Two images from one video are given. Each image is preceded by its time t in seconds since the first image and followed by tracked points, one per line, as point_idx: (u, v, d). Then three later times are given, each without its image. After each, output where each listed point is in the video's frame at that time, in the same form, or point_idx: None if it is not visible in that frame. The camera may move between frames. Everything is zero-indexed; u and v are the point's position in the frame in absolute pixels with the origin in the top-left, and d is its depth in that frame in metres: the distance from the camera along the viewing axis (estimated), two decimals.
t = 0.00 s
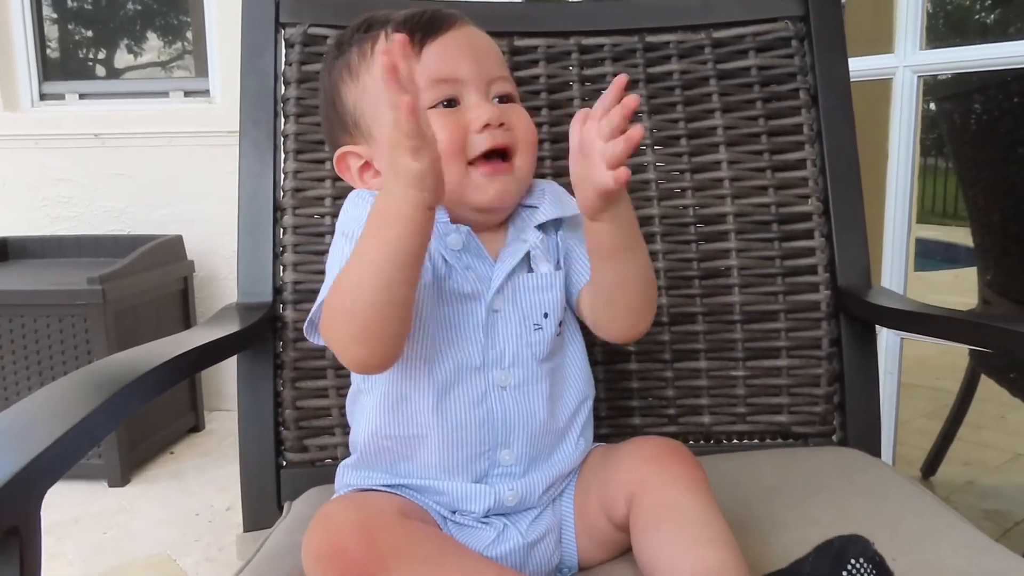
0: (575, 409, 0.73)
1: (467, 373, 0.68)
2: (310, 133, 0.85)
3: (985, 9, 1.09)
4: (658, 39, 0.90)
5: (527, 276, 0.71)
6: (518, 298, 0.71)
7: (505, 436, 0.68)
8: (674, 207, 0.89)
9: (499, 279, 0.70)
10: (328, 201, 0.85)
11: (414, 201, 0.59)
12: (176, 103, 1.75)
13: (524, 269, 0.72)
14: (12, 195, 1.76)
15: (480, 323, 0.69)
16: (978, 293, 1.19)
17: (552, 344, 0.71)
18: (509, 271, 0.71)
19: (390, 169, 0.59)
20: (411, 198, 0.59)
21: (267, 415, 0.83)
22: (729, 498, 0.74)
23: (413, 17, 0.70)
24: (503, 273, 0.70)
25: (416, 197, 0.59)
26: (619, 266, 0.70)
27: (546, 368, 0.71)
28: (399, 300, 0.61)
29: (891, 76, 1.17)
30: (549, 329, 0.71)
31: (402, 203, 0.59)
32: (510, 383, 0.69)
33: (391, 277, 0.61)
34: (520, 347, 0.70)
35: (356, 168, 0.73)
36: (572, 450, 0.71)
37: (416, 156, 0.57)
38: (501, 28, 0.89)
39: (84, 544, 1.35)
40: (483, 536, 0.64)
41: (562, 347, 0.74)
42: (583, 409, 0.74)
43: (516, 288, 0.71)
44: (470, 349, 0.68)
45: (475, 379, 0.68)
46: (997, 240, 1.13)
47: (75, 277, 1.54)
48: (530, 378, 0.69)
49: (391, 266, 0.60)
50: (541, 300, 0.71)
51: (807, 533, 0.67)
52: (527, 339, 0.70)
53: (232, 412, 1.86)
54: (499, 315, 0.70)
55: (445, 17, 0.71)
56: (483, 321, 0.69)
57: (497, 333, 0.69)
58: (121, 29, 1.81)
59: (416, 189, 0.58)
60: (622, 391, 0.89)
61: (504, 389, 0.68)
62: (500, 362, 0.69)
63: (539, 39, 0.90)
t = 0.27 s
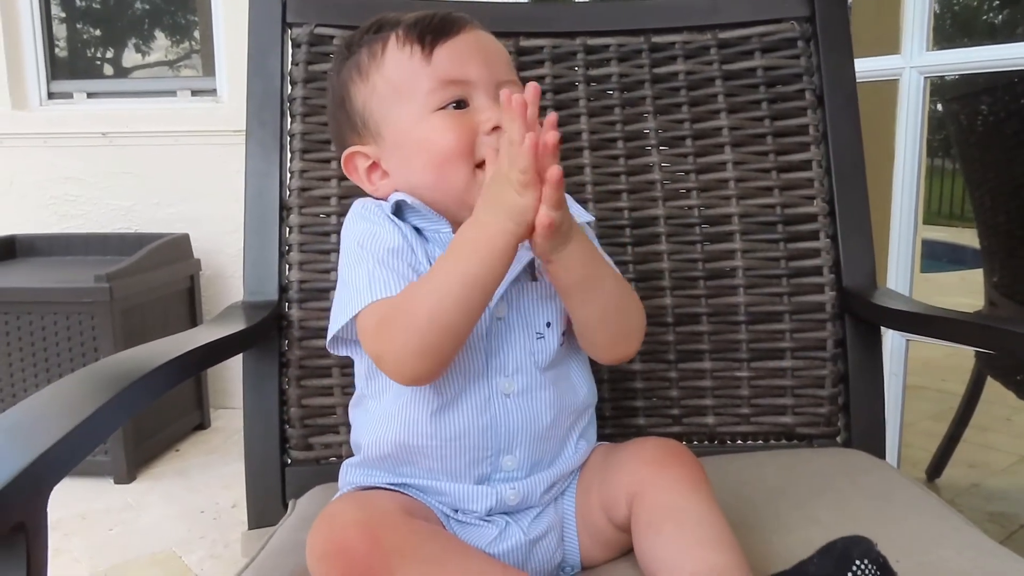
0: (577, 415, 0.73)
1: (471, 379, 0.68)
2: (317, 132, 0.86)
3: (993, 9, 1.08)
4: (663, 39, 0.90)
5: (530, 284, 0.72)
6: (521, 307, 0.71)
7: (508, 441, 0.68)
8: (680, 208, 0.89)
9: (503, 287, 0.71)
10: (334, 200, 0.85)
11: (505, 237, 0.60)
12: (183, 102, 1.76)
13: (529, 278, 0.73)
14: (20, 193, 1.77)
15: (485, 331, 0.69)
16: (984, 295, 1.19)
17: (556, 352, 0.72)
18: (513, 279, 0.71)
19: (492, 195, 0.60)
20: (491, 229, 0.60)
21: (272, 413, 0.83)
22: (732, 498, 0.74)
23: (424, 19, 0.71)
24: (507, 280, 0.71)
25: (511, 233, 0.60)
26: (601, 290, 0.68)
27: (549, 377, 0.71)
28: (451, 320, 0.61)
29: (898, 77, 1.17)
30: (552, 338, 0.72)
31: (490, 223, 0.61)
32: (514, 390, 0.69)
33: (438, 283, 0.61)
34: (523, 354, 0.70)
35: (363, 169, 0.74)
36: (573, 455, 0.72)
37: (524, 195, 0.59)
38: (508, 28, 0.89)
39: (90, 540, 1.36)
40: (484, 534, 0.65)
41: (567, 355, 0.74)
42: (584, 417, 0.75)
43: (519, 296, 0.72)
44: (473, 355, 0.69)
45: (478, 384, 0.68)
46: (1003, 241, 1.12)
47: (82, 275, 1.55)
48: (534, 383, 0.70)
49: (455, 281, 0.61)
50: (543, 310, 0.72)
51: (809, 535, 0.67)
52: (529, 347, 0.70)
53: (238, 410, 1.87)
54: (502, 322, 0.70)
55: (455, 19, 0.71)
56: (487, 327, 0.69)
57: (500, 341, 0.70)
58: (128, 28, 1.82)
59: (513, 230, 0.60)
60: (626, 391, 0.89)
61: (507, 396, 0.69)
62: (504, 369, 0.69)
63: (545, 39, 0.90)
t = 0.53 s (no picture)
0: (584, 416, 0.74)
1: (483, 376, 0.69)
2: (324, 134, 0.86)
3: (997, 11, 1.09)
4: (669, 43, 0.90)
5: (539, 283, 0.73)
6: (531, 305, 0.72)
7: (518, 439, 0.69)
8: (684, 211, 0.89)
9: (514, 285, 0.71)
10: (341, 202, 0.86)
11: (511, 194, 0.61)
12: (187, 101, 1.76)
13: (537, 277, 0.74)
14: (24, 192, 1.78)
15: (495, 328, 0.70)
16: (987, 297, 1.19)
17: (567, 351, 0.73)
18: (522, 276, 0.72)
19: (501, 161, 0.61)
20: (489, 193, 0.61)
21: (278, 413, 0.84)
22: (737, 501, 0.75)
23: (448, 22, 0.71)
24: (517, 277, 0.71)
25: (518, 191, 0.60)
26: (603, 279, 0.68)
27: (560, 377, 0.71)
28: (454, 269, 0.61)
29: (902, 80, 1.18)
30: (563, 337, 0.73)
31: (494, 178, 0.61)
32: (524, 388, 0.69)
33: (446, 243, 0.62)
34: (533, 352, 0.71)
35: (381, 167, 0.74)
36: (581, 456, 0.72)
37: (530, 150, 0.59)
38: (514, 30, 0.89)
39: (94, 539, 1.36)
40: (492, 533, 0.65)
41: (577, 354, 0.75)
42: (592, 418, 0.75)
43: (529, 295, 0.72)
44: (484, 353, 0.70)
45: (490, 381, 0.69)
46: (1006, 244, 1.12)
47: (87, 275, 1.55)
48: (544, 382, 0.70)
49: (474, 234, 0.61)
50: (553, 309, 0.73)
51: (814, 539, 0.67)
52: (540, 345, 0.71)
53: (241, 410, 1.87)
54: (512, 320, 0.71)
55: (480, 24, 0.72)
56: (497, 324, 0.70)
57: (512, 338, 0.71)
58: (132, 27, 1.82)
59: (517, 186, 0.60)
60: (631, 393, 0.89)
61: (517, 393, 0.69)
62: (515, 367, 0.70)
63: (551, 43, 0.90)
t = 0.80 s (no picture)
0: (591, 417, 0.73)
1: (491, 378, 0.69)
2: (325, 139, 0.86)
3: (999, 14, 1.09)
4: (670, 47, 0.90)
5: (551, 285, 0.72)
6: (543, 307, 0.71)
7: (525, 442, 0.68)
8: (685, 215, 0.89)
9: (524, 288, 0.71)
10: (342, 206, 0.86)
11: (455, 203, 0.61)
12: (189, 106, 1.76)
13: (549, 279, 0.73)
14: (26, 197, 1.78)
15: (505, 330, 0.70)
16: (990, 301, 1.19)
17: (577, 353, 0.72)
18: (535, 280, 0.72)
19: (434, 172, 0.61)
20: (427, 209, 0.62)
21: (279, 418, 0.83)
22: (738, 506, 0.75)
23: (448, 31, 0.71)
24: (529, 282, 0.71)
25: (461, 198, 0.61)
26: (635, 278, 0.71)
27: (570, 381, 0.71)
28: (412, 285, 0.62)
29: (904, 84, 1.18)
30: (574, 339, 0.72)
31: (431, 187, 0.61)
32: (532, 390, 0.69)
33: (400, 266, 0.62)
34: (543, 356, 0.70)
35: (390, 178, 0.74)
36: (586, 459, 0.72)
37: (468, 159, 0.60)
38: (516, 35, 0.90)
39: (95, 544, 1.36)
40: (495, 535, 0.65)
41: (588, 355, 0.74)
42: (598, 422, 0.75)
43: (541, 297, 0.72)
44: (493, 355, 0.69)
45: (498, 383, 0.69)
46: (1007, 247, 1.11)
47: (88, 279, 1.55)
48: (552, 385, 0.70)
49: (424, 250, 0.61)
50: (564, 311, 0.72)
51: (817, 544, 0.67)
52: (549, 348, 0.71)
53: (242, 414, 1.87)
54: (523, 322, 0.71)
55: (481, 32, 0.72)
56: (508, 326, 0.70)
57: (522, 340, 0.70)
58: (134, 32, 1.83)
59: (460, 195, 0.61)
60: (632, 397, 0.89)
61: (525, 396, 0.69)
62: (523, 369, 0.69)
63: (552, 47, 0.90)
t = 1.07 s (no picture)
0: (589, 419, 0.73)
1: (489, 381, 0.69)
2: (328, 139, 0.86)
3: (1000, 15, 1.09)
4: (673, 48, 0.90)
5: (550, 289, 0.73)
6: (541, 310, 0.72)
7: (523, 444, 0.68)
8: (688, 216, 0.89)
9: (522, 291, 0.71)
10: (345, 206, 0.86)
11: (495, 236, 0.61)
12: (191, 105, 1.76)
13: (548, 283, 0.73)
14: (28, 195, 1.78)
15: (503, 333, 0.70)
16: (991, 302, 1.18)
17: (575, 357, 0.72)
18: (533, 283, 0.72)
19: (482, 200, 0.61)
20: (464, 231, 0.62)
21: (282, 417, 0.84)
22: (741, 507, 0.75)
23: (456, 30, 0.71)
24: (527, 285, 0.71)
25: (503, 235, 0.61)
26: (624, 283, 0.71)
27: (568, 383, 0.71)
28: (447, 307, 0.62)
29: (907, 85, 1.18)
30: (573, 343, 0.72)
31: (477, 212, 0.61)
32: (530, 393, 0.69)
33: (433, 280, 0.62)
34: (541, 359, 0.70)
35: (394, 175, 0.74)
36: (586, 461, 0.72)
37: (515, 197, 0.59)
38: (520, 35, 0.90)
39: (97, 542, 1.36)
40: (495, 537, 0.65)
41: (585, 360, 0.74)
42: (596, 424, 0.75)
43: (540, 300, 0.72)
44: (491, 358, 0.69)
45: (497, 386, 0.69)
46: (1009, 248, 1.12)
47: (90, 278, 1.55)
48: (550, 387, 0.70)
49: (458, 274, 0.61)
50: (563, 314, 0.72)
51: (821, 545, 0.67)
52: (548, 351, 0.71)
53: (243, 413, 1.87)
54: (521, 325, 0.71)
55: (488, 30, 0.72)
56: (506, 329, 0.70)
57: (520, 344, 0.70)
58: (136, 31, 1.83)
59: (500, 230, 0.61)
60: (634, 398, 0.89)
61: (523, 398, 0.69)
62: (521, 372, 0.70)
63: (555, 47, 0.90)
